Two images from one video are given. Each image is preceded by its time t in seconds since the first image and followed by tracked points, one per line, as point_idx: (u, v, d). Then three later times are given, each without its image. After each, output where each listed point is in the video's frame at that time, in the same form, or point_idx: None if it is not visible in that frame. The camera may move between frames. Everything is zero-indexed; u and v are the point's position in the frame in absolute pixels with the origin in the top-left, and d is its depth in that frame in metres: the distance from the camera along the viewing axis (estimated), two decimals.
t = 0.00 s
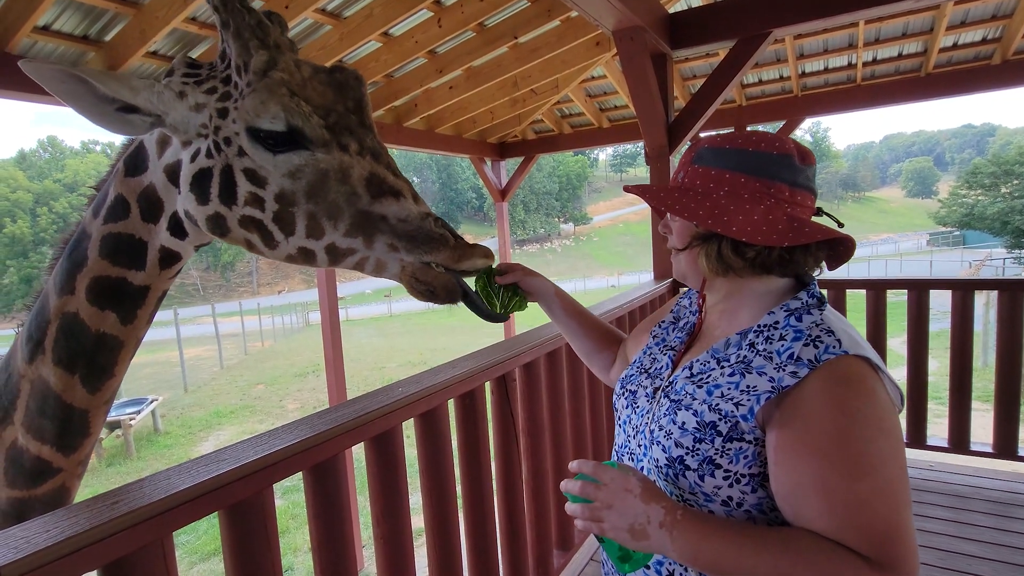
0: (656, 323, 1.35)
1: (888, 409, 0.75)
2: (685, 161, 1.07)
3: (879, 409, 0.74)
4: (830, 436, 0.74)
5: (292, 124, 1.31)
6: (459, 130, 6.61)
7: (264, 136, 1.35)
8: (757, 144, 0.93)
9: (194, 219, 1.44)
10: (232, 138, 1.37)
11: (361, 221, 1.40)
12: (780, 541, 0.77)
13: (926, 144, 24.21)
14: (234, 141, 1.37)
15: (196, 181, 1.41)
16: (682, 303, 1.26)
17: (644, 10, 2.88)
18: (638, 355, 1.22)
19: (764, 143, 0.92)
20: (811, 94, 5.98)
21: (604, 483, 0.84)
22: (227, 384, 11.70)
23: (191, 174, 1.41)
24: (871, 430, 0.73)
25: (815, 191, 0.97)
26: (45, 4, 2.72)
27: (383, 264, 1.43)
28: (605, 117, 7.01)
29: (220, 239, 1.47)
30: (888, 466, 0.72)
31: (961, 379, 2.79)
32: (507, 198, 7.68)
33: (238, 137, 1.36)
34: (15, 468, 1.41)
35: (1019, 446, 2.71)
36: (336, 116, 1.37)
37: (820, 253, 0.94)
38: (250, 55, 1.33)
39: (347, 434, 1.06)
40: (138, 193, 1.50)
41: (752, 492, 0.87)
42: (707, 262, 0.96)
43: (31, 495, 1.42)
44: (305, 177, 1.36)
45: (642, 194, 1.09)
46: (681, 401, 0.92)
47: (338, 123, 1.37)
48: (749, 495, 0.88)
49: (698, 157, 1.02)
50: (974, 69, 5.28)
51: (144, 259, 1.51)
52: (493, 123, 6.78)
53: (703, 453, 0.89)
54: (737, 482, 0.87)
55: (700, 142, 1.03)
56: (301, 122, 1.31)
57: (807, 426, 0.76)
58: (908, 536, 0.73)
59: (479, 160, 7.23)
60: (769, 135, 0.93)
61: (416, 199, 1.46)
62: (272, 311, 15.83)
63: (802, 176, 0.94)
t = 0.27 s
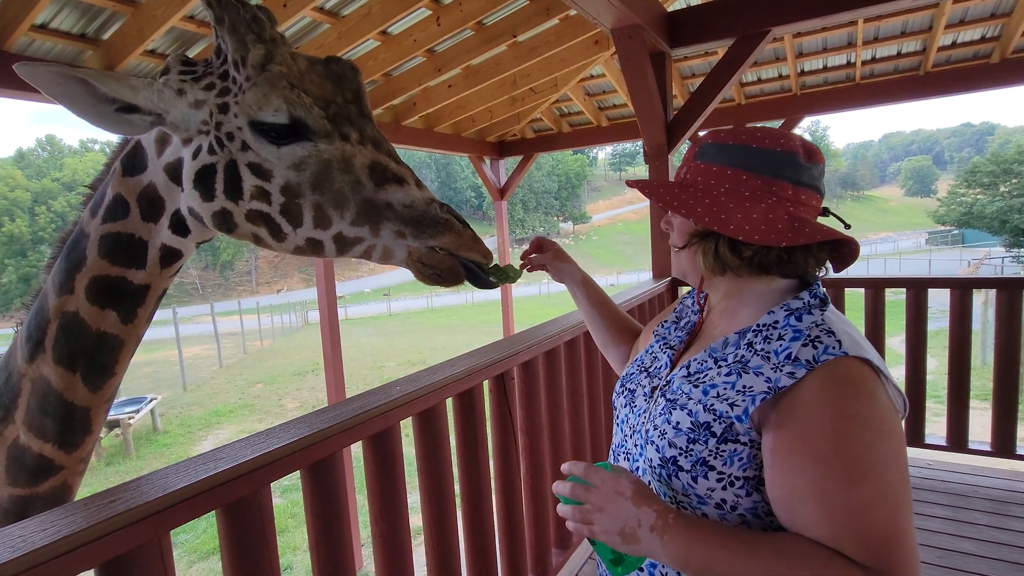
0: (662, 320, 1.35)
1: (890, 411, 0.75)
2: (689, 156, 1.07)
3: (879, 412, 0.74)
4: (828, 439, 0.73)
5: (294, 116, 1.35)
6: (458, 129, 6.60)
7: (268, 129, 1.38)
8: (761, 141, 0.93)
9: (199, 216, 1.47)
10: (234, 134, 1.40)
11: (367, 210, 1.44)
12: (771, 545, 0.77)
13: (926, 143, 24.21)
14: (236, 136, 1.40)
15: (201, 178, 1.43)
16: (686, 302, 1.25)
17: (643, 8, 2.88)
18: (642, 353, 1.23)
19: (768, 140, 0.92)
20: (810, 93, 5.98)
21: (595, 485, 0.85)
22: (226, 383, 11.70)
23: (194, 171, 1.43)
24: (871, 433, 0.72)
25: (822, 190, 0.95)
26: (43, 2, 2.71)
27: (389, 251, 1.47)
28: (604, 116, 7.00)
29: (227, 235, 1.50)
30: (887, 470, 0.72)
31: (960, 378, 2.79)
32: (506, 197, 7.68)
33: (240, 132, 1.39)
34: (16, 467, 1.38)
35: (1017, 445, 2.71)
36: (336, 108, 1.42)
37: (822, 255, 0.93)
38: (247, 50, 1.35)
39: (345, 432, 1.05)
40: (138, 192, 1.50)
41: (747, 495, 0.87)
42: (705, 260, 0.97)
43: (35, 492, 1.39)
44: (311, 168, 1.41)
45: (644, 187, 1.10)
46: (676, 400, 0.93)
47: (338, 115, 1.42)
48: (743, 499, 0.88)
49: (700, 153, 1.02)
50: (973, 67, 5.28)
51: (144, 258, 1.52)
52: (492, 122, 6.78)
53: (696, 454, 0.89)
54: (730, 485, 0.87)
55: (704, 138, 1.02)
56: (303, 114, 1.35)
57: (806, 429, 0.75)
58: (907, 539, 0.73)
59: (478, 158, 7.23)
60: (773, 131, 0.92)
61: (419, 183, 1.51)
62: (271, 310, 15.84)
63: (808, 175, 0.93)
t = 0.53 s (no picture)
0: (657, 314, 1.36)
1: (871, 408, 0.75)
2: (689, 148, 1.06)
3: (860, 408, 0.74)
4: (807, 436, 0.73)
5: (276, 110, 1.34)
6: (456, 127, 6.60)
7: (251, 120, 1.37)
8: (764, 141, 0.92)
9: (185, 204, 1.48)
10: (219, 124, 1.40)
11: (346, 205, 1.41)
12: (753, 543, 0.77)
13: (923, 142, 24.25)
14: (220, 126, 1.40)
15: (186, 167, 1.45)
16: (679, 299, 1.25)
17: (641, 6, 2.87)
18: (634, 352, 1.23)
19: (770, 139, 0.92)
20: (808, 92, 5.98)
21: (575, 482, 0.88)
22: (224, 382, 11.69)
23: (179, 159, 1.44)
24: (850, 430, 0.72)
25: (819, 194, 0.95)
26: None
27: (366, 248, 1.44)
28: (602, 114, 7.00)
29: (212, 224, 1.51)
30: (867, 467, 0.72)
31: (956, 377, 2.80)
32: (504, 196, 7.68)
33: (224, 123, 1.40)
34: (15, 460, 1.41)
35: (1013, 443, 2.72)
36: (322, 100, 1.38)
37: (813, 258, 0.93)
38: (234, 41, 1.35)
39: (342, 432, 1.05)
40: (128, 178, 1.52)
41: (729, 493, 0.87)
42: (697, 255, 0.96)
43: (33, 487, 1.42)
44: (292, 161, 1.39)
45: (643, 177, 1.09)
46: (662, 398, 0.94)
47: (323, 108, 1.37)
48: (726, 497, 0.87)
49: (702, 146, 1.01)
50: (970, 67, 5.28)
51: (138, 245, 1.52)
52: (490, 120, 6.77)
53: (678, 452, 0.90)
54: (712, 482, 0.88)
55: (707, 130, 1.02)
56: (287, 107, 1.34)
57: (785, 426, 0.75)
58: (889, 537, 0.73)
59: (476, 157, 7.23)
60: (777, 132, 0.92)
61: (402, 181, 1.46)
62: (269, 309, 15.83)
63: (807, 178, 0.93)
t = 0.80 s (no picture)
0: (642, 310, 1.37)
1: (867, 411, 0.75)
2: (683, 141, 1.05)
3: (856, 410, 0.74)
4: (804, 441, 0.73)
5: (270, 126, 1.37)
6: (454, 126, 6.59)
7: (240, 124, 1.37)
8: (762, 135, 0.92)
9: (162, 194, 1.40)
10: (208, 123, 1.38)
11: (321, 206, 1.44)
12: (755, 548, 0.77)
13: (920, 140, 24.33)
14: (210, 125, 1.38)
15: (165, 159, 1.38)
16: (661, 299, 1.27)
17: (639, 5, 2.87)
18: (618, 355, 1.23)
19: (767, 134, 0.91)
20: (806, 90, 5.99)
21: (571, 487, 0.88)
22: (222, 381, 11.69)
23: (158, 151, 1.38)
24: (848, 435, 0.72)
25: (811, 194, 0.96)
26: None
27: (333, 250, 1.47)
28: (600, 113, 7.00)
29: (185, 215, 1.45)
30: (865, 472, 0.72)
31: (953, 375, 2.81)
32: (502, 195, 7.67)
33: (215, 123, 1.38)
34: (12, 456, 1.34)
35: (1010, 441, 2.73)
36: (308, 113, 1.41)
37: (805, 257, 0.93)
38: (229, 46, 1.33)
39: (338, 431, 1.05)
40: (98, 161, 1.42)
41: (733, 500, 0.87)
42: (688, 249, 0.95)
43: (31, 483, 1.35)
44: (279, 164, 1.40)
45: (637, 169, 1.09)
46: (658, 407, 0.93)
47: (309, 120, 1.41)
48: (730, 505, 0.88)
49: (697, 138, 1.00)
50: (967, 65, 5.29)
51: (113, 228, 1.44)
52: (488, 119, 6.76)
53: (680, 463, 0.89)
54: (717, 492, 0.87)
55: (703, 123, 1.01)
56: (280, 120, 1.37)
57: (783, 433, 0.75)
58: (888, 540, 0.73)
59: (474, 156, 7.22)
60: (774, 127, 0.92)
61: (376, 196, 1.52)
62: (267, 308, 15.81)
63: (802, 176, 0.93)
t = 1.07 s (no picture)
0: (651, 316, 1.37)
1: (871, 420, 0.74)
2: (684, 142, 1.05)
3: (862, 419, 0.73)
4: (807, 449, 0.72)
5: (272, 94, 1.66)
6: (452, 126, 6.59)
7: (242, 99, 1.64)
8: (764, 138, 0.92)
9: (171, 171, 1.57)
10: (215, 101, 1.61)
11: (316, 165, 1.75)
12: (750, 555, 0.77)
13: (918, 141, 24.39)
14: (217, 103, 1.60)
15: (177, 137, 1.56)
16: (670, 304, 1.28)
17: (637, 5, 2.87)
18: (625, 360, 1.23)
19: (770, 136, 0.91)
20: (804, 91, 5.99)
21: (569, 488, 0.88)
22: (220, 381, 11.68)
23: (170, 131, 1.54)
24: (850, 443, 0.71)
25: (815, 195, 0.96)
26: None
27: (331, 199, 1.81)
28: (599, 113, 7.00)
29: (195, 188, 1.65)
30: (867, 481, 0.71)
31: (950, 375, 2.81)
32: (501, 195, 7.68)
33: (222, 100, 1.61)
34: None
35: (1007, 441, 2.74)
36: (292, 82, 1.74)
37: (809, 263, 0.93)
38: (223, 26, 1.58)
39: (335, 432, 1.05)
40: (85, 143, 1.44)
41: (732, 508, 0.87)
42: (689, 256, 0.96)
43: (12, 481, 1.31)
44: (277, 130, 1.69)
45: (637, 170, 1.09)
46: (659, 411, 0.93)
47: (294, 87, 1.73)
48: (730, 512, 0.87)
49: (699, 139, 1.00)
50: (965, 66, 5.30)
51: (99, 211, 1.45)
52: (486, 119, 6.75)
53: (680, 468, 0.89)
54: (716, 498, 0.87)
55: (704, 123, 1.01)
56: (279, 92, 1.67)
57: (786, 440, 0.74)
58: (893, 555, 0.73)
59: (473, 156, 7.22)
60: (777, 129, 0.92)
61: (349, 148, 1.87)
62: (265, 308, 15.80)
63: (805, 179, 0.93)
